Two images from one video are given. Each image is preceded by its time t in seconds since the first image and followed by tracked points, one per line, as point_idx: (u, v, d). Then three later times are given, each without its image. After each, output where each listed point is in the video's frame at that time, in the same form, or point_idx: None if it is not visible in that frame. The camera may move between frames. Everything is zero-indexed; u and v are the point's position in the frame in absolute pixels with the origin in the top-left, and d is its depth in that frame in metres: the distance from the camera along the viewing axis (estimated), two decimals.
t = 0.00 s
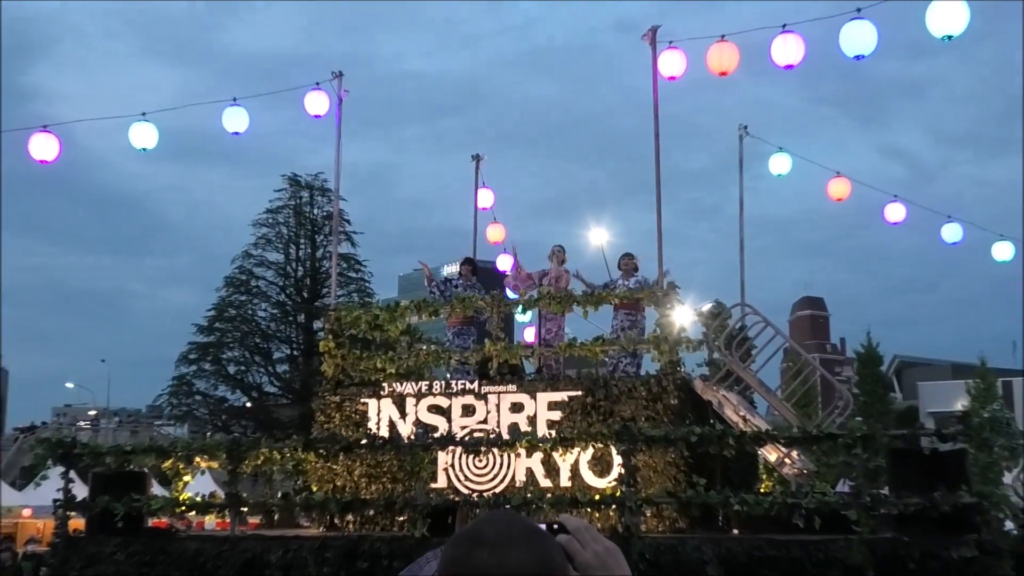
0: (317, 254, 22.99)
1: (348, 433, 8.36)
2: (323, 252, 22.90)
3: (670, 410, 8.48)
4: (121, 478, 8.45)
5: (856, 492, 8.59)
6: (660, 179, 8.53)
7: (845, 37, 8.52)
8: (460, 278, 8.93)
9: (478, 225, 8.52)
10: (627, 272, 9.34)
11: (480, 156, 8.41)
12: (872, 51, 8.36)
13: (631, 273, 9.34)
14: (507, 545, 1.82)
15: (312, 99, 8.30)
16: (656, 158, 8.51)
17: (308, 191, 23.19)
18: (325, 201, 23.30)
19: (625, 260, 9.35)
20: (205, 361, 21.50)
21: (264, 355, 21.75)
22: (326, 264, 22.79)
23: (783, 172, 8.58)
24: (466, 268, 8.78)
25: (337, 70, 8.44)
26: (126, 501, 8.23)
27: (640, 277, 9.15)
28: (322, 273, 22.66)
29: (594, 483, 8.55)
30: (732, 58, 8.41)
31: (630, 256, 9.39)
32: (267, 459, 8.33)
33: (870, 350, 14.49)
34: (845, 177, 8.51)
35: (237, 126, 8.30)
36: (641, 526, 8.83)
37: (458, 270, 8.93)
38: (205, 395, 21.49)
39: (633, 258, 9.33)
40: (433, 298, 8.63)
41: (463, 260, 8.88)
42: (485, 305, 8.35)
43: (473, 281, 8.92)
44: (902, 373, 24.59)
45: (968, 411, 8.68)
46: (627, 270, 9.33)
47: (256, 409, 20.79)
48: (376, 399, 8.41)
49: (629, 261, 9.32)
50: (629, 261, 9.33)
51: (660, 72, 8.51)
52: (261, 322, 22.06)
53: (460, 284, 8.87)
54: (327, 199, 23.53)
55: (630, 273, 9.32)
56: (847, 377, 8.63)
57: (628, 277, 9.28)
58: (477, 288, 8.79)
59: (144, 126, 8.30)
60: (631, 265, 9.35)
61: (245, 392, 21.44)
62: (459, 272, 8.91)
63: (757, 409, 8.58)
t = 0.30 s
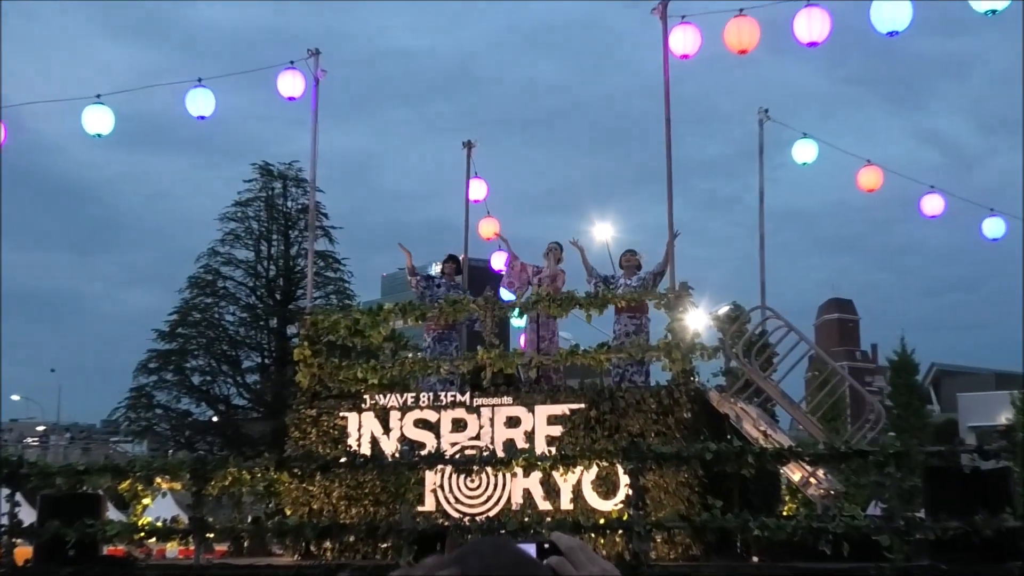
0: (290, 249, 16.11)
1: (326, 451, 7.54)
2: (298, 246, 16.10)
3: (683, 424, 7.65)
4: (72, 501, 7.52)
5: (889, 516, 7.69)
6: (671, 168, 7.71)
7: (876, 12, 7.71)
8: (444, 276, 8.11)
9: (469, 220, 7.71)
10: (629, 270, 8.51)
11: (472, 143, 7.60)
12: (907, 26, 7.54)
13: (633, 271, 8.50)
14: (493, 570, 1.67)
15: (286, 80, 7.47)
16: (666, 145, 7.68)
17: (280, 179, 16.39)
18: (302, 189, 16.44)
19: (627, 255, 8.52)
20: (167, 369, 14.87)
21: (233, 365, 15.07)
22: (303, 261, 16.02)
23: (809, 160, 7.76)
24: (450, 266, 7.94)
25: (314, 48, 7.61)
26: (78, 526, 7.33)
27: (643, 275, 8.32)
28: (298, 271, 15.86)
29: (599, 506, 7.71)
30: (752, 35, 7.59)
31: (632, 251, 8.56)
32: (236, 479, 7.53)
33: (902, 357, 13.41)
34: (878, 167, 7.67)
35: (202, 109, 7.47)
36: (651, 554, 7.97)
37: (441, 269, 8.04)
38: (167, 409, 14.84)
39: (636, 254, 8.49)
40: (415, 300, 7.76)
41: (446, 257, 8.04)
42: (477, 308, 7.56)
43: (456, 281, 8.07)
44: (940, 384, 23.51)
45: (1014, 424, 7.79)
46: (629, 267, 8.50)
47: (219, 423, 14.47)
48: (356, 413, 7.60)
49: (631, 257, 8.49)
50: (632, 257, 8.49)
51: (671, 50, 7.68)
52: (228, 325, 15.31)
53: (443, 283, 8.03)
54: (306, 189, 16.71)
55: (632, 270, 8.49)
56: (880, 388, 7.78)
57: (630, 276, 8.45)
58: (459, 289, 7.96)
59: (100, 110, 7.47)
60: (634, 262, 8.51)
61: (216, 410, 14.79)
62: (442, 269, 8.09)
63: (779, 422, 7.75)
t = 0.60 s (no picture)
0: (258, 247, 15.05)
1: (300, 471, 6.81)
2: (268, 244, 15.05)
3: (696, 441, 6.90)
4: (23, 526, 6.85)
5: (925, 542, 6.78)
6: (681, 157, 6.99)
7: None
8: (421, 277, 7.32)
9: (458, 214, 7.02)
10: (629, 272, 7.76)
11: (462, 129, 6.86)
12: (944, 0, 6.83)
13: (633, 272, 7.74)
14: None
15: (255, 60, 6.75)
16: (677, 131, 6.96)
17: (249, 171, 15.31)
18: (274, 183, 15.37)
19: (627, 255, 7.76)
20: (123, 380, 13.60)
21: (197, 375, 14.00)
22: (275, 260, 14.98)
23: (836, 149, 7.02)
24: (427, 266, 7.16)
25: (288, 24, 6.90)
26: (22, 553, 6.53)
27: (644, 277, 7.58)
28: (268, 271, 14.82)
29: (603, 531, 6.91)
30: (773, 10, 6.87)
31: (633, 249, 7.80)
32: (203, 502, 6.78)
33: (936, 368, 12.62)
34: (910, 157, 6.91)
35: (164, 92, 6.76)
36: None
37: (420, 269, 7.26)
38: (123, 425, 13.57)
39: (636, 254, 7.74)
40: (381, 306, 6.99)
41: (424, 255, 7.26)
42: (468, 313, 6.85)
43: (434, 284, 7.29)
44: (979, 396, 22.81)
45: None
46: (630, 269, 7.74)
47: (183, 439, 13.29)
48: (334, 428, 6.86)
49: (631, 257, 7.73)
50: (632, 257, 7.74)
51: (684, 27, 6.96)
52: (192, 331, 14.21)
53: (421, 286, 7.25)
54: (275, 182, 15.61)
55: (633, 272, 7.73)
56: (913, 400, 7.06)
57: (630, 278, 7.70)
58: (438, 292, 7.21)
59: (50, 92, 6.75)
60: (634, 262, 7.75)
61: (177, 425, 13.65)
62: (420, 270, 7.32)
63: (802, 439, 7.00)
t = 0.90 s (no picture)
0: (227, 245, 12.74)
1: (272, 491, 6.22)
2: (237, 241, 12.69)
3: (708, 458, 6.27)
4: None
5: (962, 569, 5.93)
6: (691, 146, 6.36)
7: None
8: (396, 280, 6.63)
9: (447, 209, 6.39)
10: (627, 276, 7.13)
11: (450, 115, 6.23)
12: None
13: (631, 276, 7.11)
14: None
15: (222, 40, 6.15)
16: (687, 118, 6.36)
17: (214, 159, 12.93)
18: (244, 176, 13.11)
19: (625, 258, 7.13)
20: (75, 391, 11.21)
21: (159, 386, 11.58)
22: (244, 258, 12.56)
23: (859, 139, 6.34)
24: (403, 268, 6.51)
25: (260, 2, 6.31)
26: None
27: (645, 282, 6.95)
28: (239, 270, 12.47)
29: (606, 558, 6.19)
30: None
31: (630, 251, 7.18)
32: (165, 527, 6.16)
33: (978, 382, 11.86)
34: (943, 146, 6.27)
35: (125, 76, 6.18)
36: None
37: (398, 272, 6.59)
38: (76, 441, 11.08)
39: (631, 257, 7.11)
40: (356, 307, 6.41)
41: (399, 256, 6.61)
42: (458, 318, 6.28)
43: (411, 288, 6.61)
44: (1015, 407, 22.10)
45: None
46: (629, 274, 7.10)
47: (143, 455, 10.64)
48: (308, 445, 6.23)
49: (627, 260, 7.10)
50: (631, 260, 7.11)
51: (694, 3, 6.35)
52: (154, 337, 11.85)
53: (397, 289, 6.58)
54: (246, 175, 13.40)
55: (633, 276, 7.10)
56: (947, 413, 6.38)
57: (628, 283, 7.07)
58: (417, 295, 6.55)
59: None
60: (631, 266, 7.12)
61: (136, 441, 11.16)
62: (394, 272, 6.65)
63: (823, 456, 6.38)
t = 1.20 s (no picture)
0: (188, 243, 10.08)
1: (241, 514, 5.62)
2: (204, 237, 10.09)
3: (722, 478, 5.68)
4: None
5: None
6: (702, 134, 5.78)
7: None
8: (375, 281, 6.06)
9: (434, 203, 5.82)
10: (624, 278, 6.56)
11: (437, 100, 5.67)
12: None
13: (628, 277, 6.54)
14: None
15: (185, 17, 5.58)
16: (698, 103, 5.79)
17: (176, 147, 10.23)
18: (211, 165, 10.40)
19: (619, 258, 6.55)
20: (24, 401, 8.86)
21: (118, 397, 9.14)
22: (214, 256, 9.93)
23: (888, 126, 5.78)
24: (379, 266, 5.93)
25: None
26: None
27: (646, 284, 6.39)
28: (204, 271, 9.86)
29: None
30: None
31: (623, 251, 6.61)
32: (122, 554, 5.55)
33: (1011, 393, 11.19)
34: (980, 134, 5.71)
35: (80, 57, 5.62)
36: None
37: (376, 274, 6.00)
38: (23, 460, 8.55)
39: (623, 257, 6.53)
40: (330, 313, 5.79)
41: (375, 254, 6.03)
42: (446, 323, 5.69)
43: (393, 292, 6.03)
44: None
45: None
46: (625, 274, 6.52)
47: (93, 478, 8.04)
48: (281, 463, 5.64)
49: (620, 260, 6.52)
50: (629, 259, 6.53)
51: None
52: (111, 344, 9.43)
53: (375, 291, 5.99)
54: (214, 163, 10.52)
55: (630, 278, 6.53)
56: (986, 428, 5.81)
57: (625, 286, 6.50)
58: (397, 296, 5.97)
59: None
60: (624, 267, 6.54)
61: (91, 459, 8.70)
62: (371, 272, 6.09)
63: (848, 474, 5.78)
